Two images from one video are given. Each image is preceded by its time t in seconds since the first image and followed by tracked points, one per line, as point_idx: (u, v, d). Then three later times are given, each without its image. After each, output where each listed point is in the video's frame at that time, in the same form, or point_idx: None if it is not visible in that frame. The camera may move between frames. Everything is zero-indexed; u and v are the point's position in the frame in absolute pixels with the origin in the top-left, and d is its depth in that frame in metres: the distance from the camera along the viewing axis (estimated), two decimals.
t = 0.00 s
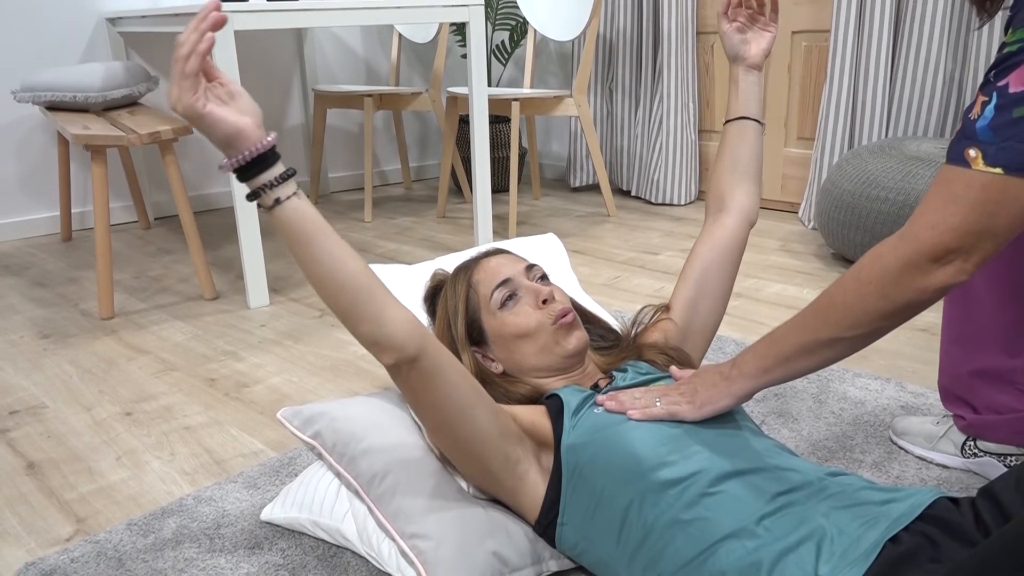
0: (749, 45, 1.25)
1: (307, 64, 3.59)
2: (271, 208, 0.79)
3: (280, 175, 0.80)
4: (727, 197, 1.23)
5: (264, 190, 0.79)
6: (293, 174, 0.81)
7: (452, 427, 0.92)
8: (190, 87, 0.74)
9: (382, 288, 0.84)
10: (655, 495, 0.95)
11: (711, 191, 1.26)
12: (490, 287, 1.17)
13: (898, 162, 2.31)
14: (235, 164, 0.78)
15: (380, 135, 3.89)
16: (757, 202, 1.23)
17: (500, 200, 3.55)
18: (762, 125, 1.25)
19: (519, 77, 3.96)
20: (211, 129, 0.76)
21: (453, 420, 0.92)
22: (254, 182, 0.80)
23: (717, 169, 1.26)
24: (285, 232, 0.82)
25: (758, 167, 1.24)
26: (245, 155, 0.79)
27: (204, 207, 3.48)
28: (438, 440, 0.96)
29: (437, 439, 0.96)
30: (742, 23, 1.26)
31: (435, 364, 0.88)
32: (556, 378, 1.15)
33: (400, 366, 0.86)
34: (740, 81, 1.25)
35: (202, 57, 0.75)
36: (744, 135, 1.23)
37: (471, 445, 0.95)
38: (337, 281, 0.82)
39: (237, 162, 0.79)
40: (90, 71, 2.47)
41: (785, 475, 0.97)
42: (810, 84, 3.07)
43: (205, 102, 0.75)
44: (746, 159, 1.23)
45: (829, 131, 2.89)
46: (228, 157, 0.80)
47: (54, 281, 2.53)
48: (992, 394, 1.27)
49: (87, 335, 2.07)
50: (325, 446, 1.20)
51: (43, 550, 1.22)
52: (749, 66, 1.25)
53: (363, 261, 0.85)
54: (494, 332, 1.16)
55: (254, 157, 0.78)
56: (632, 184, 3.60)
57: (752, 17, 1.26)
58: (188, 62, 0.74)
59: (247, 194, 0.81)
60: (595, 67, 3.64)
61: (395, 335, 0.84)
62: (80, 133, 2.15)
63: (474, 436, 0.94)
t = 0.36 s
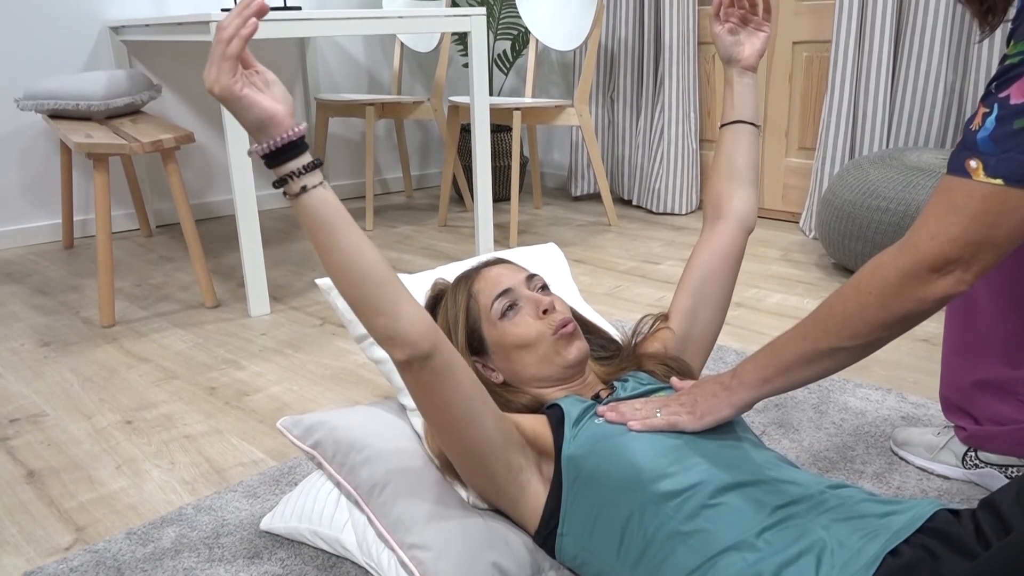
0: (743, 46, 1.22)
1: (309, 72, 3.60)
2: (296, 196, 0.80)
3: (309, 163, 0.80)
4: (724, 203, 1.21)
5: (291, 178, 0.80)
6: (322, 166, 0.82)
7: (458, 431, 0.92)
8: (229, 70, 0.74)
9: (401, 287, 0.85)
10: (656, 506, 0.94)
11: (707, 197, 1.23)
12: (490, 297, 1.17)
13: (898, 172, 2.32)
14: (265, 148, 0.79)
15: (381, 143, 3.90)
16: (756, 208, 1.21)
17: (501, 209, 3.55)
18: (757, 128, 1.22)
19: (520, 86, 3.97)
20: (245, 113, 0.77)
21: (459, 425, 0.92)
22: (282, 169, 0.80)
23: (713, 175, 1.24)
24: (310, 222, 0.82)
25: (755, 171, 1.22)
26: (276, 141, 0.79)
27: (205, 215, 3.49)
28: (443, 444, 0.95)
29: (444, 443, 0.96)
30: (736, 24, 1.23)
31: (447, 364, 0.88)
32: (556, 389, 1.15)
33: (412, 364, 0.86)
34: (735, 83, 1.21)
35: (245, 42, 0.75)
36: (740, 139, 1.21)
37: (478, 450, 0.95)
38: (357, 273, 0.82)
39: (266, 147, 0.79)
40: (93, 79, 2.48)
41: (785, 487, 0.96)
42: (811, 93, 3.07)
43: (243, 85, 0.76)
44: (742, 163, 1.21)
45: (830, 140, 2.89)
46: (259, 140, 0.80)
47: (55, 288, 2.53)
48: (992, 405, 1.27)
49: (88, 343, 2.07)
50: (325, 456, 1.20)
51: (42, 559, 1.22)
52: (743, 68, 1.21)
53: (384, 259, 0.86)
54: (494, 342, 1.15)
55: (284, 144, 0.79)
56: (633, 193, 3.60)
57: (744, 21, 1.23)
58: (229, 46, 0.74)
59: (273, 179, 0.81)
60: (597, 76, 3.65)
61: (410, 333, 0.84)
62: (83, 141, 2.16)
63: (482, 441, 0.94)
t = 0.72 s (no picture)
0: (732, 41, 1.20)
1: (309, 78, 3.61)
2: (313, 183, 0.80)
3: (328, 152, 0.81)
4: (718, 203, 1.20)
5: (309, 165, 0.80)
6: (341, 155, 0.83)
7: (461, 429, 0.92)
8: (258, 54, 0.75)
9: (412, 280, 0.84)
10: (655, 510, 0.94)
11: (701, 196, 1.23)
12: (488, 301, 1.16)
13: (896, 176, 2.32)
14: (287, 134, 0.80)
15: (381, 148, 3.91)
16: (750, 207, 1.20)
17: (501, 214, 3.56)
18: (748, 125, 1.22)
19: (520, 91, 3.98)
20: (270, 97, 0.77)
21: (462, 423, 0.91)
22: (301, 155, 0.81)
23: (707, 174, 1.23)
24: (326, 210, 0.82)
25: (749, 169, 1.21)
26: (297, 127, 0.80)
27: (205, 220, 3.49)
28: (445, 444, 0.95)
29: (444, 442, 0.95)
30: (724, 19, 1.20)
31: (454, 360, 0.87)
32: (555, 393, 1.15)
33: (419, 358, 0.86)
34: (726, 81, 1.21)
35: (275, 28, 0.76)
36: (730, 138, 1.21)
37: (479, 450, 0.94)
38: (369, 263, 0.82)
39: (288, 133, 0.80)
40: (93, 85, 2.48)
41: (784, 492, 0.96)
42: (810, 98, 3.08)
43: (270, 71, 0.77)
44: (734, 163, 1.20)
45: (830, 144, 2.90)
46: (280, 126, 0.81)
47: (55, 293, 2.53)
48: (991, 408, 1.27)
49: (88, 348, 2.07)
50: (325, 460, 1.20)
51: (40, 563, 1.22)
52: (733, 64, 1.20)
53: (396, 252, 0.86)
54: (493, 346, 1.15)
55: (306, 131, 0.80)
56: (633, 197, 3.60)
57: (732, 16, 1.21)
58: (259, 30, 0.75)
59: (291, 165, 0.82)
60: (596, 81, 3.66)
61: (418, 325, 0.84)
62: (83, 146, 2.16)
63: (483, 441, 0.94)
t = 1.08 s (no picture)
0: (717, 35, 1.19)
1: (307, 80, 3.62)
2: (329, 168, 0.79)
3: (346, 138, 0.80)
4: (708, 202, 1.19)
5: (325, 150, 0.80)
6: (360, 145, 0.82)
7: (461, 425, 0.90)
8: (285, 37, 0.75)
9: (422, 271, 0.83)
10: (651, 513, 0.94)
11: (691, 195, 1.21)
12: (485, 302, 1.14)
13: (894, 179, 2.33)
14: (306, 120, 0.79)
15: (380, 150, 3.91)
16: (740, 204, 1.19)
17: (500, 216, 3.56)
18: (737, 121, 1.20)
19: (519, 93, 3.99)
20: (293, 81, 0.77)
21: (462, 420, 0.90)
22: (319, 142, 0.80)
23: (695, 171, 1.21)
24: (340, 195, 0.81)
25: (738, 165, 1.19)
26: (316, 112, 0.79)
27: (204, 222, 3.49)
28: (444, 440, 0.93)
29: (443, 437, 0.93)
30: (708, 13, 1.19)
31: (459, 353, 0.86)
32: (552, 395, 1.13)
33: (425, 351, 0.84)
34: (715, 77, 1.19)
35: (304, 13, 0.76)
36: (719, 136, 1.19)
37: (479, 446, 0.93)
38: (381, 251, 0.81)
39: (307, 118, 0.80)
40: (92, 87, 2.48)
41: (780, 495, 0.96)
42: (808, 100, 3.08)
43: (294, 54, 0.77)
44: (725, 159, 1.19)
45: (827, 146, 2.90)
46: (301, 111, 0.81)
47: (53, 295, 2.53)
48: (987, 410, 1.27)
49: (85, 349, 2.07)
50: (320, 461, 1.21)
51: (36, 564, 1.22)
52: (719, 59, 1.19)
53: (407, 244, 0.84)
54: (489, 348, 1.13)
55: (324, 116, 0.79)
56: (631, 199, 3.61)
57: (716, 10, 1.19)
58: (287, 14, 0.75)
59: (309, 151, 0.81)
60: (594, 83, 3.66)
61: (427, 317, 0.82)
62: (81, 147, 2.16)
63: (483, 437, 0.92)
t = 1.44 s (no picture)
0: (699, 29, 1.16)
1: (307, 82, 3.62)
2: (356, 148, 0.78)
3: (373, 121, 0.80)
4: (698, 200, 1.18)
5: (353, 133, 0.79)
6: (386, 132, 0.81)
7: (467, 417, 0.90)
8: (324, 17, 0.76)
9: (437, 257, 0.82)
10: (651, 513, 0.94)
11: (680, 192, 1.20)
12: (485, 302, 1.13)
13: (894, 179, 2.33)
14: (336, 100, 0.79)
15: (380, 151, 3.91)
16: (732, 201, 1.18)
17: (499, 217, 3.56)
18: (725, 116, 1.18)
19: (518, 94, 3.99)
20: (327, 60, 0.77)
21: (468, 411, 0.89)
22: (347, 125, 0.80)
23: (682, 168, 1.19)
24: (361, 176, 0.80)
25: (724, 161, 1.17)
26: (346, 94, 0.79)
27: (203, 224, 3.49)
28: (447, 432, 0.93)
29: (448, 430, 0.93)
30: (687, 8, 1.16)
31: (470, 343, 0.86)
32: (552, 395, 1.13)
33: (437, 338, 0.84)
34: (698, 75, 1.17)
35: None
36: (707, 131, 1.17)
37: (484, 439, 0.92)
38: (398, 236, 0.80)
39: (337, 98, 0.79)
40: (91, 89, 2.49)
41: (780, 495, 0.96)
42: (807, 101, 3.09)
43: (333, 34, 0.77)
44: (716, 154, 1.17)
45: (826, 147, 2.90)
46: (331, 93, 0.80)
47: (52, 297, 2.53)
48: (985, 411, 1.27)
49: (84, 351, 2.07)
50: (319, 462, 1.21)
51: (35, 566, 1.22)
52: (702, 53, 1.17)
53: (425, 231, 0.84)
54: (488, 348, 1.11)
55: (353, 97, 0.79)
56: (630, 200, 3.61)
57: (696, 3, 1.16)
58: None
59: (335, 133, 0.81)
60: (593, 83, 3.67)
61: (440, 303, 0.82)
62: (80, 149, 2.16)
63: (488, 430, 0.92)
